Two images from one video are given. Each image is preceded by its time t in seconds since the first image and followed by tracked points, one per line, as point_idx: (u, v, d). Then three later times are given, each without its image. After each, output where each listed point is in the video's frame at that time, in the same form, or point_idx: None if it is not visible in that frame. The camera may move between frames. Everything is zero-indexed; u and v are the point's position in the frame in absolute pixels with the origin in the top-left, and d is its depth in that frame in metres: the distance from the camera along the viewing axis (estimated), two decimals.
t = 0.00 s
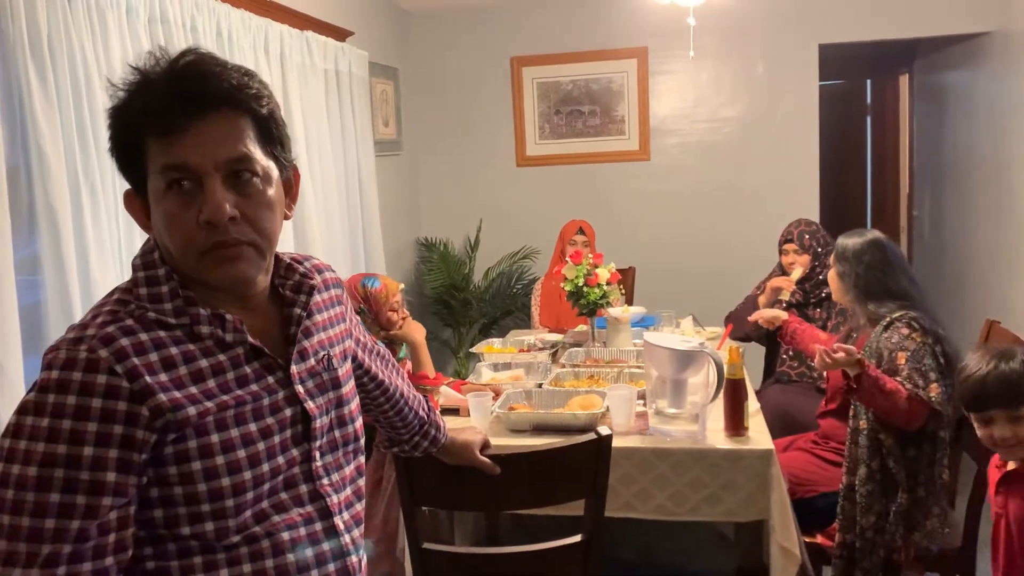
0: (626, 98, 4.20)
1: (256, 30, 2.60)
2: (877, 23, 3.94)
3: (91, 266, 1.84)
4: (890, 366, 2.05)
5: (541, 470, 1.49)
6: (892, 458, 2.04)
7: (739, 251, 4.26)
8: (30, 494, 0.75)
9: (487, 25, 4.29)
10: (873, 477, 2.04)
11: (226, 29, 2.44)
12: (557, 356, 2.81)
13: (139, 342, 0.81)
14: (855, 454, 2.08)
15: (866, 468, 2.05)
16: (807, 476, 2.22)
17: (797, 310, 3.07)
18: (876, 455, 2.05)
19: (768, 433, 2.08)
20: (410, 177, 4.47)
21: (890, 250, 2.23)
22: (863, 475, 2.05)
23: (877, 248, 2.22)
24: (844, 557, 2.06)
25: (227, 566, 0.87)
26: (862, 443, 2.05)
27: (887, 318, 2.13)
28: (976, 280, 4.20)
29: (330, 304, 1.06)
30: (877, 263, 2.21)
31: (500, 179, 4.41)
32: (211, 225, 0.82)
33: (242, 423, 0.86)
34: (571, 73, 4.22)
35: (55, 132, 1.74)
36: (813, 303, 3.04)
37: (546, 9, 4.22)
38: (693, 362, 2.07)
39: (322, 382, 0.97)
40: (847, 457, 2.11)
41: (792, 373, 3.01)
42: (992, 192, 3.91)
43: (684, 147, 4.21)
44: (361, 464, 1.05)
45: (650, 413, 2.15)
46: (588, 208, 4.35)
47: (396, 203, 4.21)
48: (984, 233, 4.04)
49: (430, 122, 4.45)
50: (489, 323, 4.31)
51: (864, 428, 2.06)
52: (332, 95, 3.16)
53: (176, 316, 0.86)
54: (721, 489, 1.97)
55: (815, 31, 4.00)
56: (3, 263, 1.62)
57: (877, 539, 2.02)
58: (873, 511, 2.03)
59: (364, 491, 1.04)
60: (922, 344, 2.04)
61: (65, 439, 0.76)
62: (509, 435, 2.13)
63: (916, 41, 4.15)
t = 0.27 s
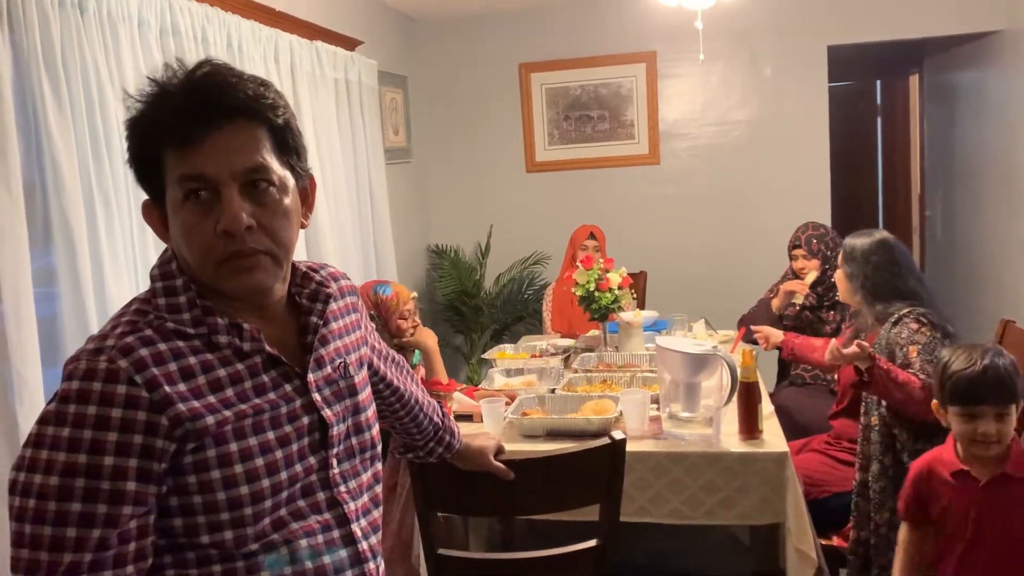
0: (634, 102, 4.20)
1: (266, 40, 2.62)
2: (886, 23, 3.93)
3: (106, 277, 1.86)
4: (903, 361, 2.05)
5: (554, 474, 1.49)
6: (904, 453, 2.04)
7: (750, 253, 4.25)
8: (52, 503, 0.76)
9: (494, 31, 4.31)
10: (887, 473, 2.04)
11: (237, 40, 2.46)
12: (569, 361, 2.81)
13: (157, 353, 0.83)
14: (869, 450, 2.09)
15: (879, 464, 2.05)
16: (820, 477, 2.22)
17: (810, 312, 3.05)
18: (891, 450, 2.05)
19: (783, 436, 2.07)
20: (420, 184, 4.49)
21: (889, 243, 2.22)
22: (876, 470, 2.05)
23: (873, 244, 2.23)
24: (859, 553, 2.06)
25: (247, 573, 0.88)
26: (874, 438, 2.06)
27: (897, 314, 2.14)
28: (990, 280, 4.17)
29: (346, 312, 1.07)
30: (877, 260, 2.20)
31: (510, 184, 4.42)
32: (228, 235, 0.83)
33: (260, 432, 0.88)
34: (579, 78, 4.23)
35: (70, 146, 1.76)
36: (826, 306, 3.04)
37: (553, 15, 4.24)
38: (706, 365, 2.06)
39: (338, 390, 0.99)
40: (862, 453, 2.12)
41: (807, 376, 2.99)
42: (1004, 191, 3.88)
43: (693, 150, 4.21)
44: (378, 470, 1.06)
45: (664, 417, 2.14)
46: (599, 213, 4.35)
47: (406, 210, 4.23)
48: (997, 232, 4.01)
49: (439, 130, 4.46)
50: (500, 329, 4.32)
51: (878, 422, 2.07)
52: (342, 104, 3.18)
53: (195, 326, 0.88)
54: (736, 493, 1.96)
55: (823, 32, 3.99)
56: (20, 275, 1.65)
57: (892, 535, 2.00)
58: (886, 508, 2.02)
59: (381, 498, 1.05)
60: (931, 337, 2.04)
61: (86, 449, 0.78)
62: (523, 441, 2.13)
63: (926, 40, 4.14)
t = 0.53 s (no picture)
0: (643, 106, 4.20)
1: (275, 53, 2.64)
2: (895, 23, 3.91)
3: (119, 291, 1.88)
4: (914, 363, 2.04)
5: (566, 481, 1.49)
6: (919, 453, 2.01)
7: (761, 257, 4.24)
8: (65, 519, 0.77)
9: (502, 39, 4.33)
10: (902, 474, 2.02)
11: (246, 53, 2.48)
12: (582, 368, 2.81)
13: (169, 368, 0.83)
14: (882, 450, 2.06)
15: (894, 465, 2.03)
16: (835, 479, 2.21)
17: (823, 314, 3.00)
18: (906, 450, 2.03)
19: (797, 440, 2.06)
20: (430, 193, 4.51)
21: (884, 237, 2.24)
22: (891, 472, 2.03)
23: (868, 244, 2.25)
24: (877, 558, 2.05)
25: None
26: (887, 438, 2.04)
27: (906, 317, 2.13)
28: (1004, 279, 4.13)
29: (357, 323, 1.07)
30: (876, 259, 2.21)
31: (519, 191, 4.43)
32: (238, 248, 0.84)
33: (272, 445, 0.88)
34: (587, 84, 4.23)
35: (81, 161, 1.78)
36: (839, 308, 2.99)
37: (560, 21, 4.25)
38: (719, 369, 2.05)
39: (350, 401, 0.99)
40: (874, 453, 2.08)
41: (821, 379, 2.96)
42: (1017, 189, 3.85)
43: (702, 154, 4.21)
44: (392, 482, 1.05)
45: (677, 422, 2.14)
46: (608, 218, 4.35)
47: (416, 219, 4.25)
48: (1011, 231, 3.98)
49: (449, 138, 4.48)
50: (512, 336, 4.32)
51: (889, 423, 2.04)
52: (351, 114, 3.20)
53: (206, 341, 0.88)
54: (751, 498, 1.95)
55: (832, 33, 3.98)
56: (33, 291, 1.66)
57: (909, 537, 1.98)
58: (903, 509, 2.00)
59: (394, 509, 1.05)
60: (942, 335, 2.02)
61: (98, 465, 0.78)
62: (535, 448, 2.13)
63: (936, 40, 4.11)
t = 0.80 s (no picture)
0: (645, 111, 4.20)
1: (278, 64, 2.65)
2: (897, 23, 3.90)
3: (125, 304, 1.87)
4: (922, 364, 2.02)
5: (577, 490, 1.48)
6: (930, 455, 2.00)
7: (767, 260, 4.22)
8: (75, 537, 0.76)
9: (504, 46, 4.33)
10: (915, 477, 2.01)
11: (249, 65, 2.49)
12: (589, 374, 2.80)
13: (176, 382, 0.82)
14: (891, 452, 2.04)
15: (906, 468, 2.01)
16: (846, 481, 2.19)
17: (831, 317, 2.97)
18: (917, 452, 2.01)
19: (808, 444, 2.04)
20: (434, 201, 4.50)
21: (888, 238, 2.28)
22: (903, 475, 2.02)
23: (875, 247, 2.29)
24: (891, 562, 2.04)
25: None
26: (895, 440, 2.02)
27: (913, 318, 2.10)
28: (1011, 279, 4.11)
29: (365, 333, 1.06)
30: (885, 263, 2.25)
31: (524, 198, 4.43)
32: (245, 259, 0.83)
33: (282, 458, 0.87)
34: (589, 90, 4.24)
35: (86, 175, 1.78)
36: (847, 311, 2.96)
37: (561, 28, 4.25)
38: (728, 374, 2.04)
39: (359, 412, 0.98)
40: (884, 455, 2.06)
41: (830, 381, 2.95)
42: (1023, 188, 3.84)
43: (706, 157, 4.20)
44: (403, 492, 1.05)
45: (687, 427, 2.12)
46: (613, 223, 4.35)
47: (421, 228, 4.24)
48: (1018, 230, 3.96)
49: (452, 145, 4.48)
50: (518, 342, 4.32)
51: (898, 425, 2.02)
52: (354, 123, 3.20)
53: (213, 353, 0.87)
54: (763, 503, 1.94)
55: (834, 35, 3.97)
56: (38, 306, 1.66)
57: (922, 541, 1.99)
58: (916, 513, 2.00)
59: (406, 520, 1.04)
60: (953, 339, 2.00)
61: (107, 481, 0.77)
62: (544, 456, 2.12)
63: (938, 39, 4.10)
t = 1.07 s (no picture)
0: (642, 118, 4.19)
1: (274, 74, 2.63)
2: (892, 27, 3.89)
3: (122, 317, 1.85)
4: (938, 365, 2.01)
5: (585, 502, 1.45)
6: (941, 460, 1.97)
7: (766, 265, 4.20)
8: (75, 557, 0.74)
9: (499, 54, 4.33)
10: (924, 483, 1.98)
11: (245, 75, 2.47)
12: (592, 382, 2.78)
13: (180, 396, 0.80)
14: (902, 458, 2.02)
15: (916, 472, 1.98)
16: (854, 491, 2.16)
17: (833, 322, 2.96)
18: (928, 457, 1.99)
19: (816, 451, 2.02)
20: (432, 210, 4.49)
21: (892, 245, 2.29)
22: (913, 480, 1.99)
23: (879, 255, 2.28)
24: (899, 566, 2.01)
25: None
26: (909, 445, 1.99)
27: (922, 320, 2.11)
28: (1011, 281, 4.10)
29: (370, 342, 1.04)
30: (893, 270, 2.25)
31: (521, 206, 4.41)
32: (248, 267, 0.81)
33: (289, 472, 0.84)
34: (586, 98, 4.23)
35: (82, 186, 1.76)
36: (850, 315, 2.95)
37: (557, 35, 4.25)
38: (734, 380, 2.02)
39: (366, 424, 0.96)
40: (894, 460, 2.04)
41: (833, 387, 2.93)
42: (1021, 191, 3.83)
43: (704, 164, 4.19)
44: (412, 506, 1.02)
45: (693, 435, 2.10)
46: (612, 230, 4.33)
47: (419, 237, 4.23)
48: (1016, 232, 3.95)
49: (449, 154, 4.47)
50: (518, 351, 4.29)
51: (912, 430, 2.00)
52: (352, 132, 3.19)
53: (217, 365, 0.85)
54: (771, 511, 1.91)
55: (830, 40, 3.97)
56: (35, 320, 1.63)
57: (932, 547, 1.97)
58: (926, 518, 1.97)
59: (416, 535, 1.01)
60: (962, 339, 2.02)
61: (109, 498, 0.75)
62: (549, 466, 2.09)
63: (933, 43, 4.10)
